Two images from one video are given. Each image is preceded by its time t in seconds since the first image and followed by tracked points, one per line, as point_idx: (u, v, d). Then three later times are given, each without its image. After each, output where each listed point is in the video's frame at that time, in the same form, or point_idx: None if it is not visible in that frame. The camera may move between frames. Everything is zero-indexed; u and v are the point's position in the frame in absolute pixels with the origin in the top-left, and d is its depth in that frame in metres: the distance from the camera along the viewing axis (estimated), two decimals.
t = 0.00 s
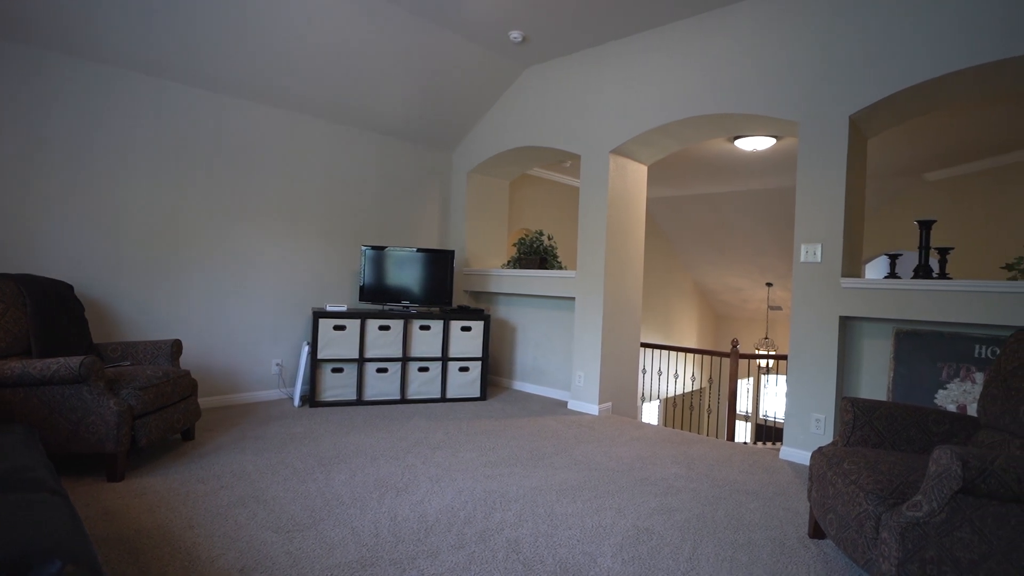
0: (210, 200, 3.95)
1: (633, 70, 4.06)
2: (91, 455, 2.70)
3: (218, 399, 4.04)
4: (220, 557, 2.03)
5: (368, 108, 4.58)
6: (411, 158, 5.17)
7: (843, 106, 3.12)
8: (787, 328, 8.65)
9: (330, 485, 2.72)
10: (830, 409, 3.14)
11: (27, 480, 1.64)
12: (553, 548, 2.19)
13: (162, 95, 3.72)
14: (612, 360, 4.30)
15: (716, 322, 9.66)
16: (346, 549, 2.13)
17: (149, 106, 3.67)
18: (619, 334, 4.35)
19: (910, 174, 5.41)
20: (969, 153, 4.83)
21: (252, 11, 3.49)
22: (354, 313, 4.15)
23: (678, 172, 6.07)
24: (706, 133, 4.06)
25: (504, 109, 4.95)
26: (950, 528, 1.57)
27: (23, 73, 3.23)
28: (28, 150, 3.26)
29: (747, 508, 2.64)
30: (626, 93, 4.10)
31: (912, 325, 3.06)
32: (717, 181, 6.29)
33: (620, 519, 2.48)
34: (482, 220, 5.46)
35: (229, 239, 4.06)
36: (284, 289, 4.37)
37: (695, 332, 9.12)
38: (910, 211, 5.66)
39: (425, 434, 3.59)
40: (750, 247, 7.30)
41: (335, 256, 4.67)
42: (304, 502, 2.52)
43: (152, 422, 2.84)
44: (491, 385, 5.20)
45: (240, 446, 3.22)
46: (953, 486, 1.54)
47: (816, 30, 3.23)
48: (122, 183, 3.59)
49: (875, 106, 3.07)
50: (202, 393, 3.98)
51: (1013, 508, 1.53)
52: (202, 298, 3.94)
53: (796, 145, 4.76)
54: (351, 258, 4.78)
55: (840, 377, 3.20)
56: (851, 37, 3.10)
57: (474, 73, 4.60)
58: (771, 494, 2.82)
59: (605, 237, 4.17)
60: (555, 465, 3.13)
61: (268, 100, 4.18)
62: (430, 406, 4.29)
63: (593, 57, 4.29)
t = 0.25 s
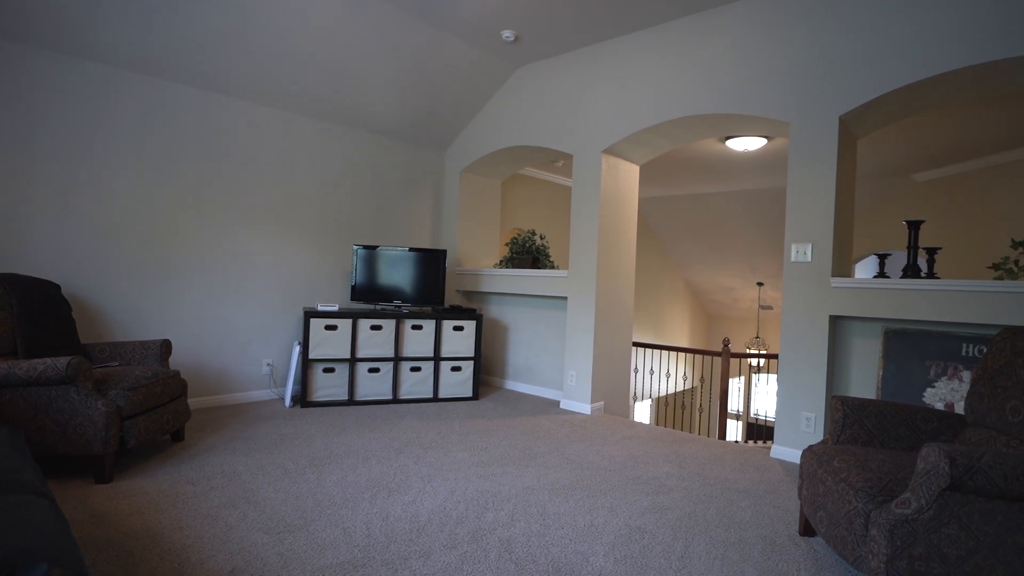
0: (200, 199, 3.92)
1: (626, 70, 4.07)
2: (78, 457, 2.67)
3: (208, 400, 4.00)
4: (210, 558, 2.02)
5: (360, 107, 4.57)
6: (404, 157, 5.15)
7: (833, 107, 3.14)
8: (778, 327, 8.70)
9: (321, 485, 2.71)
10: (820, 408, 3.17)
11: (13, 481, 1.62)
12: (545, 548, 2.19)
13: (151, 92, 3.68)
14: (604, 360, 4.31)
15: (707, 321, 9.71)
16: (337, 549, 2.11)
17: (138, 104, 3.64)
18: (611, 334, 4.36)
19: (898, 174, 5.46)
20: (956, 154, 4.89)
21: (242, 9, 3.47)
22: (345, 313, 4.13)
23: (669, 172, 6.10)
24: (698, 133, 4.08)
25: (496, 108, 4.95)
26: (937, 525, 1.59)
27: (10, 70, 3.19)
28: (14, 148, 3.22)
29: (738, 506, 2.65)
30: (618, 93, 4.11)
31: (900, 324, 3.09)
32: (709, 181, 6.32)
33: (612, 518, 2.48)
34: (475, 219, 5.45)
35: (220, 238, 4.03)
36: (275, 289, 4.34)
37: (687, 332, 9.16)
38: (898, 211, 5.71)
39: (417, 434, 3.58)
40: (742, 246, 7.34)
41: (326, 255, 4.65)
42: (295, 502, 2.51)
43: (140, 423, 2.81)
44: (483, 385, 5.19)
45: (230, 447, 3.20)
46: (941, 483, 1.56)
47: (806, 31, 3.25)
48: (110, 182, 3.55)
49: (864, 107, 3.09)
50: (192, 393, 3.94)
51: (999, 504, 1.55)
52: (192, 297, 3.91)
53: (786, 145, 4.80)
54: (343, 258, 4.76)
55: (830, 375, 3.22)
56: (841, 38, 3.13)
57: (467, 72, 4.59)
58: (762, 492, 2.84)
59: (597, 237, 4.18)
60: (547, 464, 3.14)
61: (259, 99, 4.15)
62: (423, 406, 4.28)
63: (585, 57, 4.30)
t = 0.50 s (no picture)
0: (190, 198, 3.89)
1: (618, 71, 4.08)
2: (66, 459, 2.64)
3: (198, 401, 3.97)
4: (200, 560, 2.00)
5: (351, 106, 4.55)
6: (396, 157, 5.14)
7: (823, 108, 3.17)
8: (768, 327, 8.76)
9: (313, 486, 2.69)
10: (811, 407, 3.19)
11: None
12: (538, 548, 2.19)
13: (140, 90, 3.65)
14: (596, 360, 4.32)
15: (698, 321, 9.75)
16: (329, 551, 2.10)
17: (126, 103, 3.60)
18: (603, 334, 4.37)
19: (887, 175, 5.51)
20: (944, 155, 4.95)
21: (233, 7, 3.44)
22: (337, 313, 4.11)
23: (661, 173, 6.12)
24: (690, 133, 4.09)
25: (488, 108, 4.94)
26: (925, 522, 1.60)
27: None
28: None
29: (730, 505, 2.66)
30: (610, 93, 4.11)
31: (889, 323, 3.11)
32: (701, 181, 6.35)
33: (604, 517, 2.49)
34: (467, 219, 5.44)
35: (209, 238, 3.99)
36: (266, 289, 4.31)
37: (678, 331, 9.20)
38: (887, 211, 5.77)
39: (409, 434, 3.56)
40: (733, 247, 7.38)
41: (318, 255, 4.62)
42: (286, 504, 2.49)
43: (129, 424, 2.78)
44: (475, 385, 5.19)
45: (221, 448, 3.17)
46: (929, 480, 1.57)
47: (797, 33, 3.28)
48: (98, 181, 3.51)
49: (854, 109, 3.12)
50: (182, 394, 3.91)
51: (986, 502, 1.56)
52: (182, 297, 3.88)
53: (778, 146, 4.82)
54: (334, 258, 4.74)
55: (820, 375, 3.24)
56: (831, 39, 3.15)
57: (459, 71, 4.59)
58: (752, 490, 2.85)
59: (589, 237, 4.19)
60: (539, 464, 3.14)
61: (250, 98, 4.12)
62: (414, 406, 4.27)
63: (577, 56, 4.30)
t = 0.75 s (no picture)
0: (179, 197, 3.86)
1: (610, 71, 4.09)
2: (53, 461, 2.61)
3: (187, 402, 3.94)
4: (189, 562, 1.98)
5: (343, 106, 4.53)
6: (388, 157, 5.12)
7: (812, 109, 3.19)
8: (760, 326, 8.81)
9: (304, 487, 2.68)
10: (801, 406, 3.21)
11: None
12: (529, 548, 2.19)
13: (129, 88, 3.62)
14: (589, 359, 4.32)
15: (691, 321, 9.79)
16: (320, 552, 2.09)
17: (114, 100, 3.56)
18: (595, 333, 4.38)
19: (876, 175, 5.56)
20: (932, 156, 5.00)
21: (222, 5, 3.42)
22: (328, 313, 4.10)
23: (653, 173, 6.14)
24: (681, 134, 4.11)
25: (480, 107, 4.94)
26: (913, 520, 1.62)
27: None
28: None
29: (721, 503, 2.68)
30: (602, 93, 4.12)
31: (878, 322, 3.14)
32: (692, 181, 6.38)
33: (596, 517, 2.49)
34: (459, 219, 5.43)
35: (199, 238, 3.96)
36: (257, 289, 4.29)
37: (670, 331, 9.24)
38: (877, 211, 5.82)
39: (401, 434, 3.55)
40: (724, 247, 7.42)
41: (309, 255, 4.60)
42: (276, 505, 2.48)
43: (118, 425, 2.76)
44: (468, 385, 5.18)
45: (211, 449, 3.15)
46: (917, 478, 1.59)
47: (787, 34, 3.30)
48: (85, 180, 3.48)
49: (843, 110, 3.14)
50: (171, 395, 3.88)
51: (973, 499, 1.58)
52: (171, 297, 3.84)
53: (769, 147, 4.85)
54: (325, 257, 4.71)
55: (811, 374, 3.26)
56: (820, 41, 3.18)
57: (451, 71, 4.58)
58: (743, 489, 2.87)
59: (582, 237, 4.19)
60: (532, 464, 3.14)
61: (240, 96, 4.10)
62: (406, 406, 4.26)
63: (569, 57, 4.31)
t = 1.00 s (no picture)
0: (169, 196, 3.82)
1: (602, 71, 4.10)
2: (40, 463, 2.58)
3: (177, 403, 3.91)
4: (179, 565, 1.96)
5: (335, 104, 4.51)
6: (380, 156, 5.10)
7: (803, 110, 3.21)
8: (750, 326, 8.86)
9: (295, 488, 2.66)
10: (791, 405, 3.23)
11: None
12: (522, 548, 2.19)
13: (118, 87, 3.58)
14: (581, 359, 4.33)
15: (682, 320, 9.84)
16: (312, 553, 2.08)
17: (102, 98, 3.52)
18: (587, 333, 4.39)
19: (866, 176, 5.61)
20: (921, 157, 5.05)
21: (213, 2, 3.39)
22: (320, 313, 4.08)
23: (645, 173, 6.16)
24: (673, 134, 4.12)
25: (472, 107, 4.94)
26: (903, 517, 1.63)
27: None
28: None
29: (712, 502, 2.69)
30: (595, 93, 4.13)
31: (868, 322, 3.17)
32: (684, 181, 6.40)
33: (589, 516, 2.49)
34: (452, 218, 5.42)
35: (189, 237, 3.93)
36: (248, 289, 4.26)
37: (662, 330, 9.27)
38: (866, 211, 5.87)
39: (393, 435, 3.54)
40: (716, 246, 7.45)
41: (300, 255, 4.57)
42: (268, 506, 2.46)
43: (106, 427, 2.73)
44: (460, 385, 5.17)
45: (201, 450, 3.12)
46: (907, 476, 1.60)
47: (778, 35, 3.32)
48: (74, 178, 3.44)
49: (834, 110, 3.16)
50: (160, 396, 3.84)
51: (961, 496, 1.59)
52: (161, 297, 3.81)
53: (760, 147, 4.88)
54: (317, 257, 4.69)
55: (801, 373, 3.29)
56: (811, 42, 3.20)
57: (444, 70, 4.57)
58: (734, 488, 2.88)
59: (574, 236, 4.20)
60: (524, 464, 3.14)
61: (231, 95, 4.06)
62: (399, 406, 4.25)
63: (562, 56, 4.31)
